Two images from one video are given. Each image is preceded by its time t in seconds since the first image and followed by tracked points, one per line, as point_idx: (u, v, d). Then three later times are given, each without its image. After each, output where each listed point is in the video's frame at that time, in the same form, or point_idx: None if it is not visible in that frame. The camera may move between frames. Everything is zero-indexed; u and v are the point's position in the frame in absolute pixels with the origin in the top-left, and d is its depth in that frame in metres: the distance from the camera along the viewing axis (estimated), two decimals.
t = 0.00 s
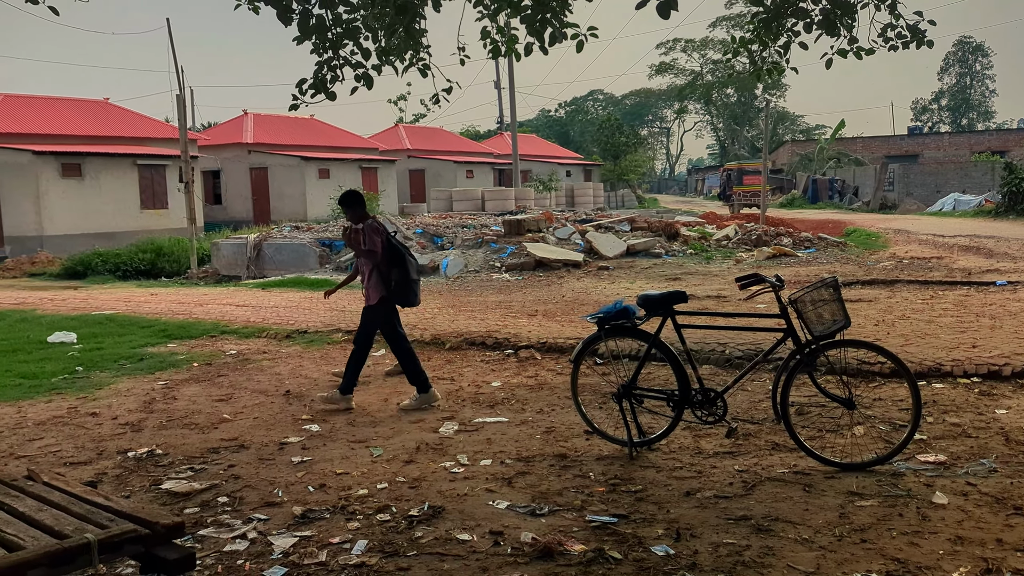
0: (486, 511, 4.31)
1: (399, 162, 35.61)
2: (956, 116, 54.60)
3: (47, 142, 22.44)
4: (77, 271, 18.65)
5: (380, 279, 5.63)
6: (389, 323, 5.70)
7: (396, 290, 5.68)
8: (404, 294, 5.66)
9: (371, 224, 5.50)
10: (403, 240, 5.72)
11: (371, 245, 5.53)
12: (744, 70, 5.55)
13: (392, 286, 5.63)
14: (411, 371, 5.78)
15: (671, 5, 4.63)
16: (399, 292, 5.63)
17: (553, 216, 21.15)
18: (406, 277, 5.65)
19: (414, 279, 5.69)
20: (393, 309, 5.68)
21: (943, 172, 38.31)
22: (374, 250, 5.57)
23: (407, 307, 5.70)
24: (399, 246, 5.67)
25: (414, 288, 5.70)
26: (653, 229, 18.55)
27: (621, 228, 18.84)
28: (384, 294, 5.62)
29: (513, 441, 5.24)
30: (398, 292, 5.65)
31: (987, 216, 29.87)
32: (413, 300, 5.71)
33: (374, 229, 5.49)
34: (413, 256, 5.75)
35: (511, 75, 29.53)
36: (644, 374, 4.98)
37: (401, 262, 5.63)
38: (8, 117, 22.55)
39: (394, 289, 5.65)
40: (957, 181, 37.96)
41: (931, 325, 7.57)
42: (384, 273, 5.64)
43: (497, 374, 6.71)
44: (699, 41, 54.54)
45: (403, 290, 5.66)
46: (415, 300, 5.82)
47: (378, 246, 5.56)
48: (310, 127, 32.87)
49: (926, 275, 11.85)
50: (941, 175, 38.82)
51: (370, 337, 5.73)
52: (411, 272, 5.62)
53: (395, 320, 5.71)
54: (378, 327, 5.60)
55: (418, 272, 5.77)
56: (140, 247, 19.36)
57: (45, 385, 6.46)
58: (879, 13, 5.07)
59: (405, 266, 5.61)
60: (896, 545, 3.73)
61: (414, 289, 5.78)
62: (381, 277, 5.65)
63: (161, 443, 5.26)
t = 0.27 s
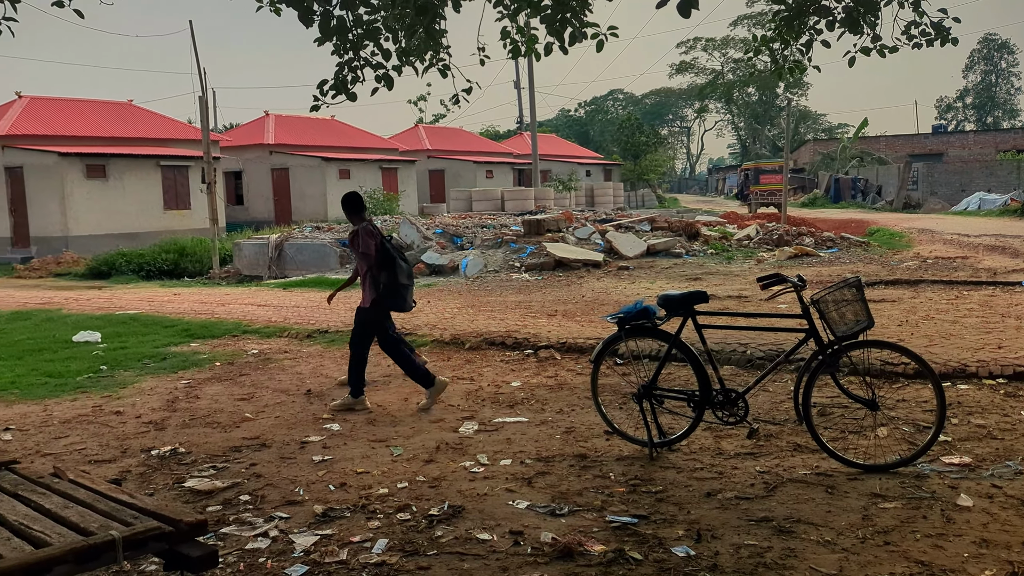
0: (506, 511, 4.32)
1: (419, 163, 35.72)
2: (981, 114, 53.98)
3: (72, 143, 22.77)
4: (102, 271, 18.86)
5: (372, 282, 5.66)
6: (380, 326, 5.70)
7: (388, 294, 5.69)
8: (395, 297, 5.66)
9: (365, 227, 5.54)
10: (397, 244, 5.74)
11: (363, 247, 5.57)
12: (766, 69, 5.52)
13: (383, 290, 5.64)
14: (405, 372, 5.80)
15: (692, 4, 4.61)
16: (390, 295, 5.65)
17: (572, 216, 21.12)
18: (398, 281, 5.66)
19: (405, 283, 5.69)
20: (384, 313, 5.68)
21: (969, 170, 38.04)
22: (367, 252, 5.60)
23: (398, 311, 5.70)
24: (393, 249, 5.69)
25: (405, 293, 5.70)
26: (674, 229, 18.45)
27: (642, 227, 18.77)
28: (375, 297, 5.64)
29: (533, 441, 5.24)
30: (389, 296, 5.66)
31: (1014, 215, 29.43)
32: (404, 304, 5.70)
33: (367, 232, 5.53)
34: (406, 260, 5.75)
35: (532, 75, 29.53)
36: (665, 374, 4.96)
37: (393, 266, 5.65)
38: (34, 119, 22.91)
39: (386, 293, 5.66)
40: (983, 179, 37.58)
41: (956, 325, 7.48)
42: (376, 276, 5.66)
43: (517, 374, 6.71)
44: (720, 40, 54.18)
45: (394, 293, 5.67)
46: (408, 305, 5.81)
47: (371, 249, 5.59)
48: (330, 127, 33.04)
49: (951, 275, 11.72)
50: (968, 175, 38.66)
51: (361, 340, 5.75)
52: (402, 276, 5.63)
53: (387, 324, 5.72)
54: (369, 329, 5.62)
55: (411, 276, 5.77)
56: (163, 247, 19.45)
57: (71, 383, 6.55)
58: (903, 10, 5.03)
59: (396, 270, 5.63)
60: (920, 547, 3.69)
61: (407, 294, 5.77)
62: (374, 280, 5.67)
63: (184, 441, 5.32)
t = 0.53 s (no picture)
0: (526, 511, 4.32)
1: (438, 163, 35.79)
2: (1007, 112, 53.31)
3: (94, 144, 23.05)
4: (125, 271, 19.04)
5: (366, 279, 5.72)
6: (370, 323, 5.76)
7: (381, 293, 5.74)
8: (388, 296, 5.72)
9: (365, 225, 5.60)
10: (395, 245, 5.80)
11: (362, 245, 5.64)
12: (787, 67, 5.48)
13: (376, 288, 5.70)
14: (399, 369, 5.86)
15: (712, 3, 4.59)
16: (383, 293, 5.70)
17: (592, 216, 21.08)
18: (392, 280, 5.72)
19: (398, 283, 5.75)
20: (376, 311, 5.73)
21: (994, 169, 38.06)
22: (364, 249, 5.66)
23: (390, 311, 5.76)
24: (390, 249, 5.75)
25: (398, 293, 5.76)
26: (695, 229, 18.36)
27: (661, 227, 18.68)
28: (367, 295, 5.69)
29: (552, 441, 5.24)
30: (381, 295, 5.71)
31: None
32: (396, 304, 5.76)
33: (368, 230, 5.59)
34: (402, 261, 5.81)
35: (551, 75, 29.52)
36: (685, 374, 4.94)
37: (388, 265, 5.71)
38: (58, 121, 23.24)
39: (379, 291, 5.71)
40: (1008, 178, 37.50)
41: (981, 326, 7.39)
42: (372, 274, 5.72)
43: (536, 374, 6.72)
44: (740, 38, 53.85)
45: (386, 293, 5.73)
46: (401, 306, 5.86)
47: (369, 247, 5.65)
48: (348, 128, 33.19)
49: (975, 275, 11.58)
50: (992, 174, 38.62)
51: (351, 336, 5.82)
52: (395, 275, 5.68)
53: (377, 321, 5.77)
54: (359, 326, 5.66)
55: (405, 277, 5.83)
56: (186, 247, 19.69)
57: (95, 382, 6.62)
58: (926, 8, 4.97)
59: (390, 269, 5.69)
60: (943, 550, 3.65)
61: (401, 294, 5.82)
62: (368, 278, 5.73)
63: (206, 440, 5.36)
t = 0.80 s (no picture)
0: (544, 511, 4.32)
1: (456, 163, 35.85)
2: None
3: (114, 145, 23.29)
4: (146, 271, 19.23)
5: (365, 275, 5.77)
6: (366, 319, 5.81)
7: (378, 291, 5.75)
8: (383, 294, 5.72)
9: (367, 222, 5.64)
10: (396, 245, 5.80)
11: (362, 241, 5.69)
12: (807, 66, 5.45)
13: (373, 285, 5.73)
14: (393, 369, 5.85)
15: (732, 2, 4.57)
16: (379, 291, 5.72)
17: (610, 216, 21.02)
18: (389, 279, 5.72)
19: (395, 283, 5.75)
20: (371, 308, 5.75)
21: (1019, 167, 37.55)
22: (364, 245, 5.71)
23: (387, 309, 5.77)
24: (390, 248, 5.76)
25: (395, 292, 5.76)
26: (714, 229, 18.25)
27: (681, 227, 18.55)
28: (364, 291, 5.73)
29: (570, 441, 5.24)
30: (377, 292, 5.73)
31: None
32: (391, 303, 5.77)
33: (368, 227, 5.62)
34: (402, 260, 5.81)
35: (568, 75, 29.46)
36: (703, 375, 4.92)
37: (386, 264, 5.72)
38: (80, 122, 23.51)
39: (376, 288, 5.73)
40: None
41: (1005, 326, 7.31)
42: (371, 271, 5.76)
43: (554, 374, 6.72)
44: (760, 37, 53.53)
45: (382, 290, 5.74)
46: (399, 306, 5.85)
47: (369, 244, 5.70)
48: (365, 128, 33.31)
49: (999, 275, 11.43)
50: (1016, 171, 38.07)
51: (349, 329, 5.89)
52: (392, 275, 5.68)
53: (374, 318, 5.80)
54: (353, 321, 5.71)
55: (404, 277, 5.82)
56: (206, 247, 19.86)
57: (117, 381, 6.69)
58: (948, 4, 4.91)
59: (387, 267, 5.70)
60: (966, 552, 3.62)
61: (399, 294, 5.81)
62: (367, 275, 5.77)
63: (226, 439, 5.41)
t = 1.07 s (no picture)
0: (562, 511, 4.31)
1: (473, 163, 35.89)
2: None
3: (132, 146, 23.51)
4: (167, 271, 19.41)
5: (365, 276, 5.78)
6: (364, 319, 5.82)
7: (376, 293, 5.74)
8: (380, 295, 5.71)
9: (367, 223, 5.66)
10: (396, 248, 5.78)
11: (362, 241, 5.72)
12: (827, 63, 5.41)
13: (371, 286, 5.73)
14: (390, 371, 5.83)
15: (751, 1, 4.55)
16: (376, 293, 5.71)
17: (628, 215, 20.96)
18: (386, 281, 5.70)
19: (391, 285, 5.71)
20: (369, 309, 5.76)
21: None
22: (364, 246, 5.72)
23: (384, 311, 5.75)
24: (390, 251, 5.75)
25: (392, 295, 5.72)
26: (732, 229, 18.16)
27: (699, 227, 18.43)
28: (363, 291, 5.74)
29: (588, 441, 5.23)
30: (374, 293, 5.72)
31: None
32: (387, 305, 5.73)
33: (368, 228, 5.64)
34: (401, 263, 5.76)
35: (585, 74, 29.40)
36: (721, 376, 4.90)
37: (384, 265, 5.70)
38: (101, 124, 23.75)
39: (373, 290, 5.72)
40: None
41: None
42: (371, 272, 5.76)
43: (571, 375, 6.71)
44: (779, 35, 53.23)
45: (379, 292, 5.72)
46: (397, 309, 5.82)
47: (370, 245, 5.71)
48: (381, 128, 33.43)
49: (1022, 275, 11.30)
50: None
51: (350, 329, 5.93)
52: (389, 276, 5.66)
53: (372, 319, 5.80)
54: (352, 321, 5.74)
55: (403, 280, 5.78)
56: (225, 247, 19.94)
57: (137, 381, 6.75)
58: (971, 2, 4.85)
59: (385, 269, 5.69)
60: (988, 555, 3.58)
61: (397, 296, 5.78)
62: (366, 276, 5.78)
63: (245, 438, 5.45)
